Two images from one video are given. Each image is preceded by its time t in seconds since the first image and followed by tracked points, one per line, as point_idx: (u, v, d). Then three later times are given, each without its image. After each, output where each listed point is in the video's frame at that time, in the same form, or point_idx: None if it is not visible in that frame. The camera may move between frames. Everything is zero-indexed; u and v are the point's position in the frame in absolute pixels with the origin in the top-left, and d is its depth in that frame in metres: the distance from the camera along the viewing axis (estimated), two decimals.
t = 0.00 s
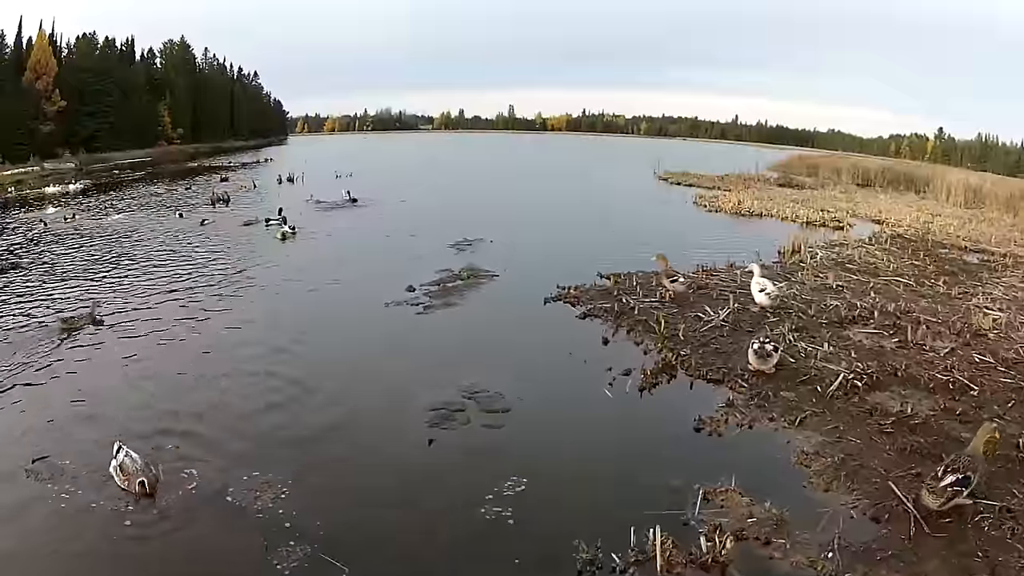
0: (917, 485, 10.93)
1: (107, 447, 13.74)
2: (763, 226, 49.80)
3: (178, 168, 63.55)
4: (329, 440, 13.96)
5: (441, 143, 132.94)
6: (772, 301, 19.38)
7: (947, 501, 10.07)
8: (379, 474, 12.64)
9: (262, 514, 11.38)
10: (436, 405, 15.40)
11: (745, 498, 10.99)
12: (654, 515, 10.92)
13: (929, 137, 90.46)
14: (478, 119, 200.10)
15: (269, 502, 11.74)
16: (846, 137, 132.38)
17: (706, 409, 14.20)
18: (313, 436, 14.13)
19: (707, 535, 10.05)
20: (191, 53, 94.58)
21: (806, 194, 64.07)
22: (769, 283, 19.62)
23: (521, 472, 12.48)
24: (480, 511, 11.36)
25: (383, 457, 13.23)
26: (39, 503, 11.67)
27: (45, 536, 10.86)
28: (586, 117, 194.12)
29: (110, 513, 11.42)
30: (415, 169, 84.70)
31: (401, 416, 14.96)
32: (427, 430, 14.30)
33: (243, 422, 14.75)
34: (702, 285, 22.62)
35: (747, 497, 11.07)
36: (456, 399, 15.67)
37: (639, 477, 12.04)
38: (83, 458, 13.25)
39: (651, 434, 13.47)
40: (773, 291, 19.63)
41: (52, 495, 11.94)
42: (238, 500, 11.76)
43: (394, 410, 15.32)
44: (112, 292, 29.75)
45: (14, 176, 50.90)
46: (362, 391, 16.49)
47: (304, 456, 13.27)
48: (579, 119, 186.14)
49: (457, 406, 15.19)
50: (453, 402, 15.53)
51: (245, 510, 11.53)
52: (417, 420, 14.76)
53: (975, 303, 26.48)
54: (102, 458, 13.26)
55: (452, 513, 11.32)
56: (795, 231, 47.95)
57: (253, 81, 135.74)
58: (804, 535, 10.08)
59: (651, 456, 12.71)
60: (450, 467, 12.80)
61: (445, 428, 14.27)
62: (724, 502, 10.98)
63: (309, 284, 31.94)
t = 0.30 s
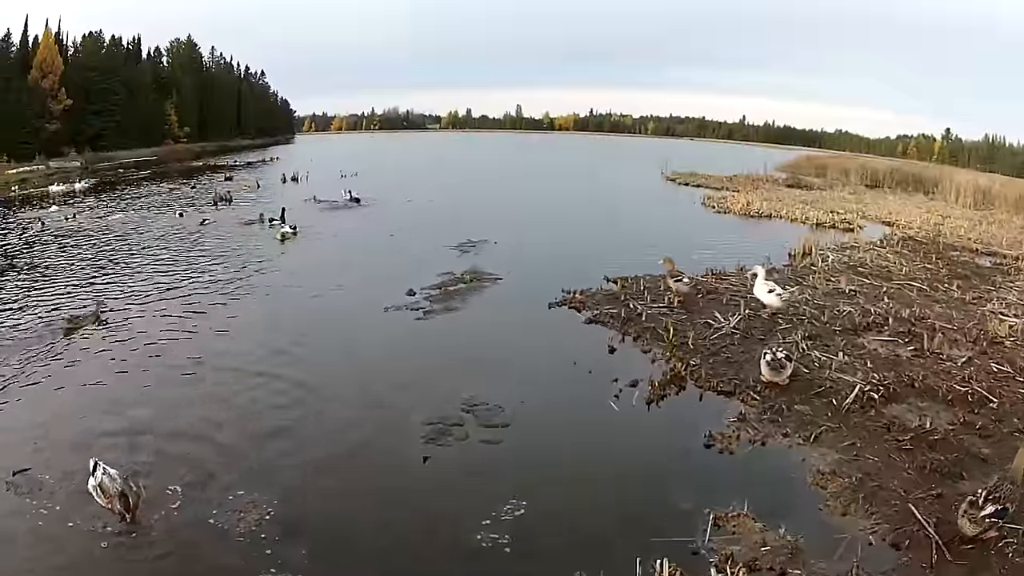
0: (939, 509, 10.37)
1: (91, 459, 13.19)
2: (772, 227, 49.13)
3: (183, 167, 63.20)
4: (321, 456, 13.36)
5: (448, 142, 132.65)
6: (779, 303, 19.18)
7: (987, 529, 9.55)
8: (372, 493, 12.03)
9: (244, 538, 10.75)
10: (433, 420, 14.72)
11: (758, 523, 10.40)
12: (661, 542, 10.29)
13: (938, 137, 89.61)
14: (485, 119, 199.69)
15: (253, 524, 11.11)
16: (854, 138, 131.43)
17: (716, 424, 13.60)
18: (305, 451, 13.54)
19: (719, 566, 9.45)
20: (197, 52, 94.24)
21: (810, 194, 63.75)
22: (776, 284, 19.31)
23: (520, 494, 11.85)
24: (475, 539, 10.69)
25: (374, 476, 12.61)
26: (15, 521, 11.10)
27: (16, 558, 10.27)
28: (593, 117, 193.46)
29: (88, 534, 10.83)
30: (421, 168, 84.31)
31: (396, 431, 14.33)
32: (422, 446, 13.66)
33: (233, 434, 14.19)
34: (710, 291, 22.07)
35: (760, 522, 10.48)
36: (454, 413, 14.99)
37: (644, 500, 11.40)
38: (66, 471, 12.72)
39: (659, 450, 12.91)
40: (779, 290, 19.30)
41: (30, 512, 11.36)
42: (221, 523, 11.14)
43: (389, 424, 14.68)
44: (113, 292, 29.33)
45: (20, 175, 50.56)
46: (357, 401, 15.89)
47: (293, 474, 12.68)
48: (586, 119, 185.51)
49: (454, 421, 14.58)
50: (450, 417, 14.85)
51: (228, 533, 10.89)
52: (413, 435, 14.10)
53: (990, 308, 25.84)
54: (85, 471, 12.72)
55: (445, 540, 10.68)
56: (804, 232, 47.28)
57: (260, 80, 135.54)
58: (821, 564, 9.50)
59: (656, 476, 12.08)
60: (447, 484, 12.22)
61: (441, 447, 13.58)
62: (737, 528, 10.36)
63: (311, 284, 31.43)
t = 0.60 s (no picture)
0: (953, 532, 9.90)
1: (63, 477, 12.58)
2: (773, 227, 48.62)
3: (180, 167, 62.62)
4: (302, 475, 12.73)
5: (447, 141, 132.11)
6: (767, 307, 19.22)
7: (1003, 551, 9.26)
8: (354, 517, 11.43)
9: (216, 564, 10.24)
10: (421, 435, 14.10)
11: (761, 551, 9.85)
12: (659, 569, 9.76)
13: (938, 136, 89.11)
14: (485, 118, 199.21)
15: (227, 548, 10.61)
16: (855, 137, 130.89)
17: (716, 441, 13.05)
18: (286, 469, 12.91)
19: None
20: (196, 52, 93.66)
21: (810, 194, 63.33)
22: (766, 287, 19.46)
23: (510, 518, 11.27)
24: (460, 567, 10.10)
25: (355, 497, 12.01)
26: None
27: None
28: (593, 116, 193.09)
29: (56, 557, 10.37)
30: (419, 168, 83.81)
31: (382, 448, 13.67)
32: (408, 463, 13.03)
33: (213, 451, 13.58)
34: (710, 295, 21.58)
35: (764, 550, 9.93)
36: (443, 427, 14.37)
37: (642, 524, 10.85)
38: (35, 490, 12.11)
39: (657, 467, 12.39)
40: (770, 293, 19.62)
41: None
42: (193, 547, 10.64)
43: (375, 438, 14.06)
44: (103, 292, 28.75)
45: (17, 175, 49.90)
46: (344, 413, 15.25)
47: (272, 495, 12.05)
48: (586, 118, 184.90)
49: (441, 437, 13.94)
50: (438, 432, 14.22)
51: (200, 558, 10.41)
52: (399, 452, 13.47)
53: (996, 313, 25.33)
54: (56, 491, 12.11)
55: (427, 570, 10.10)
56: (806, 233, 46.75)
57: (258, 79, 134.96)
58: None
59: (655, 496, 11.55)
60: (434, 506, 11.64)
61: (428, 465, 12.94)
62: (739, 555, 9.83)
63: (306, 285, 30.84)
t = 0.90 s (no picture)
0: (965, 556, 9.44)
1: (27, 499, 11.82)
2: (774, 228, 48.13)
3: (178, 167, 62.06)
4: (278, 497, 11.88)
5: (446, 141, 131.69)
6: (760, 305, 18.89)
7: None
8: (334, 541, 10.67)
9: None
10: (405, 452, 13.21)
11: None
12: None
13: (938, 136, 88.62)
14: (485, 118, 198.86)
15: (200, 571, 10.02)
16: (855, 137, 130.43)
17: (716, 459, 12.42)
18: (261, 489, 12.11)
19: None
20: (195, 51, 93.18)
21: (810, 194, 62.93)
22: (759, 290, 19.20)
23: (499, 544, 10.51)
24: None
25: (335, 519, 11.24)
26: None
27: None
28: (593, 116, 192.80)
29: None
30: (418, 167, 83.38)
31: (365, 466, 12.82)
32: (391, 483, 12.19)
33: (186, 469, 12.80)
34: (709, 301, 21.13)
35: None
36: (429, 443, 13.50)
37: (637, 547, 10.23)
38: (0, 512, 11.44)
39: (653, 485, 11.75)
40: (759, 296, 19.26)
41: None
42: (164, 570, 10.07)
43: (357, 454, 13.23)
44: (93, 294, 28.10)
45: (15, 173, 49.33)
46: (326, 426, 14.46)
47: (243, 520, 11.21)
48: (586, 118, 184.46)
49: (427, 454, 13.05)
50: (424, 448, 13.35)
51: None
52: (382, 471, 12.60)
53: (1004, 318, 24.85)
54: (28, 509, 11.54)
55: None
56: (807, 234, 46.22)
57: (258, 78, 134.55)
58: None
59: (652, 516, 10.95)
60: (418, 532, 10.81)
61: (413, 486, 12.08)
62: None
63: (300, 285, 30.19)
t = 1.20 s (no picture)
0: None
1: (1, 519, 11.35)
2: (778, 228, 47.65)
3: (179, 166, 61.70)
4: (258, 519, 11.33)
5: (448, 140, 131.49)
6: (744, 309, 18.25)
7: None
8: (319, 565, 10.19)
9: None
10: (392, 471, 12.64)
11: None
12: None
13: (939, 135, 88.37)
14: (488, 117, 198.52)
15: None
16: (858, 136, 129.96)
17: (718, 479, 11.95)
18: (243, 509, 11.58)
19: None
20: (197, 50, 92.86)
21: (814, 194, 62.40)
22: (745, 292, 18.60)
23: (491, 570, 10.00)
24: None
25: (320, 542, 10.76)
26: None
27: None
28: (597, 115, 192.31)
29: None
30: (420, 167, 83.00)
31: (351, 485, 12.26)
32: (378, 505, 11.64)
33: (166, 486, 12.29)
34: (712, 307, 20.75)
35: None
36: (418, 461, 12.92)
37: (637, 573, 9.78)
38: None
39: (653, 505, 11.27)
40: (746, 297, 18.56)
41: None
42: None
43: (344, 471, 12.70)
44: (89, 295, 27.69)
45: (16, 172, 48.97)
46: (313, 439, 13.93)
47: (222, 545, 10.67)
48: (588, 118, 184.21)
49: (416, 474, 12.49)
50: (413, 467, 12.77)
51: None
52: (368, 492, 12.03)
53: (1014, 324, 24.42)
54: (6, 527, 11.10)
55: None
56: (812, 235, 45.75)
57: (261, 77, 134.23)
58: None
59: (652, 539, 10.48)
60: (406, 559, 10.27)
61: (400, 508, 11.52)
62: None
63: (298, 286, 29.76)
